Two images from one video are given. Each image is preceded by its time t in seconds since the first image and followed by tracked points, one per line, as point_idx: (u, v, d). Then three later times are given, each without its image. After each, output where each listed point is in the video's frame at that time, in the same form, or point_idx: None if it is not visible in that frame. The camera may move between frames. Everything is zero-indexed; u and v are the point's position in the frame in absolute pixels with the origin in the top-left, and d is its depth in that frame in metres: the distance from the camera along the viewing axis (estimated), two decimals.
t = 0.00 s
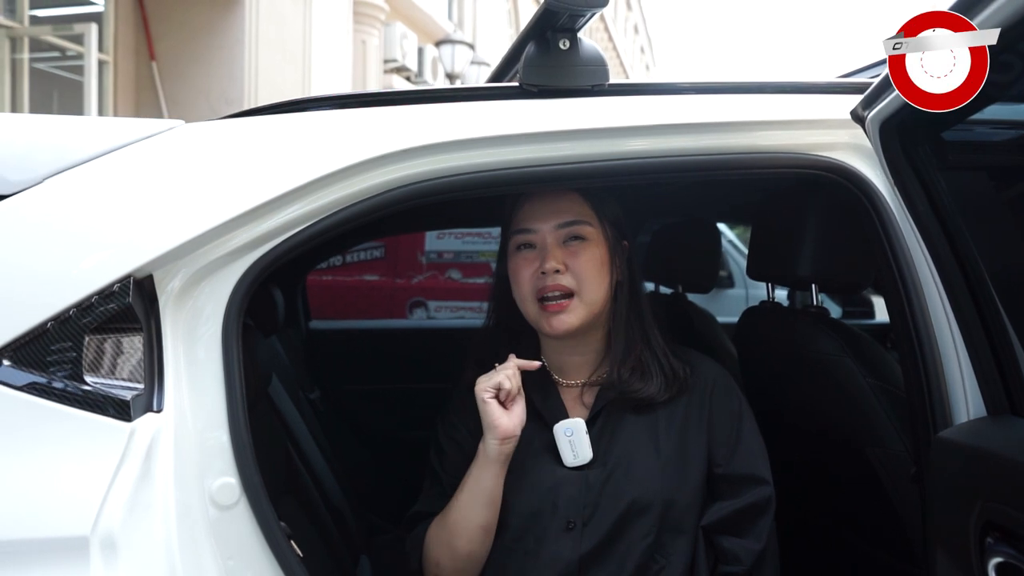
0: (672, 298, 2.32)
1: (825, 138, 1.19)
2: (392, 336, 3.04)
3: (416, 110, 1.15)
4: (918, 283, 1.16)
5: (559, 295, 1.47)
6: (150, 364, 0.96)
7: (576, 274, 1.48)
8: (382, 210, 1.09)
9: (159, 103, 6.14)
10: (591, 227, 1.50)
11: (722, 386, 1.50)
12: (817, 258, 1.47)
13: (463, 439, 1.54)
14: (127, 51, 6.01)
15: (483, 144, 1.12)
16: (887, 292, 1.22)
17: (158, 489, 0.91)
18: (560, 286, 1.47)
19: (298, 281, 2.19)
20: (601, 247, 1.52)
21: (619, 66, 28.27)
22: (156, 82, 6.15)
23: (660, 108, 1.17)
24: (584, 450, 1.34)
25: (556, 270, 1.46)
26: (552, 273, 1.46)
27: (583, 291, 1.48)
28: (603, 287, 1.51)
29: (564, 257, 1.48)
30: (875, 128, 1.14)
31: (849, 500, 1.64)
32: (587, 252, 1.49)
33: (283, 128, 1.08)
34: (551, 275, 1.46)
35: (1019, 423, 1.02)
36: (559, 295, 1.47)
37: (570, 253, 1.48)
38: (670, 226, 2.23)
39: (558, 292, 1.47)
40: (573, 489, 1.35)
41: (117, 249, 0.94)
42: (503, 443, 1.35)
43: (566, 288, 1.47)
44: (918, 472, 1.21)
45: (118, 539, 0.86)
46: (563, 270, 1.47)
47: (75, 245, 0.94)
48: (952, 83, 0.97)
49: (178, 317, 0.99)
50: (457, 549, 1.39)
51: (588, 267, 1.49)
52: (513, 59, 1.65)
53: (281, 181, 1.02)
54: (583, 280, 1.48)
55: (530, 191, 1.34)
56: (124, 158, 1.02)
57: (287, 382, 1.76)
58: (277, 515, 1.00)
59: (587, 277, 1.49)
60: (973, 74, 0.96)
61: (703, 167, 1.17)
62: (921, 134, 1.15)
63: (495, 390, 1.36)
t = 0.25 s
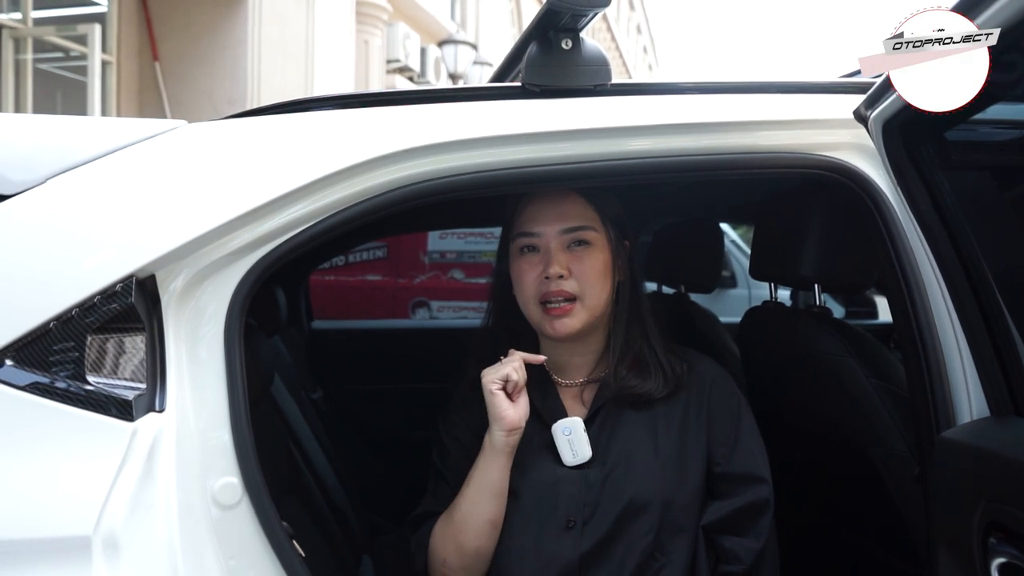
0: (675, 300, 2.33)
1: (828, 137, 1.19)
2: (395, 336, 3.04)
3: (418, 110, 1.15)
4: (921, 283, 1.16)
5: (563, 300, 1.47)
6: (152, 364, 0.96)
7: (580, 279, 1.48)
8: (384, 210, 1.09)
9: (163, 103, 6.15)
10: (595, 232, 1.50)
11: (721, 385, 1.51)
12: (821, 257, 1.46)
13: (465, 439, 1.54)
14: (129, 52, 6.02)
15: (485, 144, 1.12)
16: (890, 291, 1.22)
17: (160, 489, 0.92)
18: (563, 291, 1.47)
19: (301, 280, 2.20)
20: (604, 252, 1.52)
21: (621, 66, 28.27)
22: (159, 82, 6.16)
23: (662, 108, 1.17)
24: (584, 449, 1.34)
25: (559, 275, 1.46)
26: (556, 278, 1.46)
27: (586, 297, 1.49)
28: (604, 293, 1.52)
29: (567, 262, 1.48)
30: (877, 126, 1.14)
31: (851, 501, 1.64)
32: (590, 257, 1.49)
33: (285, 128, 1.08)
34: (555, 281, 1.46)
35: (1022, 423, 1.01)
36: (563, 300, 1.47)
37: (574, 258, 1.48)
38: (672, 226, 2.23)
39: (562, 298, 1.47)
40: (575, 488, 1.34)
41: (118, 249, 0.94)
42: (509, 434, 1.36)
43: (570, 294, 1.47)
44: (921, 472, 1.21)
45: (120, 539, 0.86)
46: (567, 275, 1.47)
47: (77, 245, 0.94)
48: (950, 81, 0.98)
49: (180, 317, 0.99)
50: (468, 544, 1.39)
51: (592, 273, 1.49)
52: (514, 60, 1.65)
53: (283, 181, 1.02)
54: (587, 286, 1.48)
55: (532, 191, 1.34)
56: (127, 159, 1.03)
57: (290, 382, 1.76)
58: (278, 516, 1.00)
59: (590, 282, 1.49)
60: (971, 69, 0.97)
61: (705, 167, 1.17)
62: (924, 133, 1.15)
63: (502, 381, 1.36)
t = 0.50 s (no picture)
0: (676, 300, 2.34)
1: (829, 136, 1.18)
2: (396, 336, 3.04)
3: (417, 109, 1.15)
4: (922, 282, 1.16)
5: (560, 301, 1.47)
6: (152, 363, 0.96)
7: (578, 280, 1.48)
8: (384, 209, 1.09)
9: (165, 103, 6.15)
10: (592, 232, 1.50)
11: (719, 382, 1.51)
12: (822, 256, 1.46)
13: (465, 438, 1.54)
14: (132, 52, 6.02)
15: (484, 142, 1.11)
16: (892, 290, 1.22)
17: (160, 488, 0.91)
18: (561, 292, 1.47)
19: (302, 280, 2.19)
20: (601, 251, 1.52)
21: (623, 66, 28.26)
22: (162, 82, 6.16)
23: (663, 107, 1.17)
24: (581, 446, 1.34)
25: (557, 276, 1.46)
26: (554, 279, 1.46)
27: (584, 297, 1.49)
28: (602, 292, 1.52)
29: (565, 263, 1.48)
30: (877, 125, 1.14)
31: (852, 500, 1.64)
32: (588, 258, 1.49)
33: (285, 127, 1.08)
34: (553, 282, 1.46)
35: None
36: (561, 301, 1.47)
37: (571, 258, 1.48)
38: (674, 225, 2.22)
39: (560, 299, 1.47)
40: (575, 487, 1.34)
41: (117, 249, 0.94)
42: (488, 404, 1.40)
43: (568, 294, 1.47)
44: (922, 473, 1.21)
45: (120, 539, 0.86)
46: (564, 277, 1.47)
47: (77, 244, 0.94)
48: (950, 80, 0.97)
49: (180, 316, 0.99)
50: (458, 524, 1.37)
51: (589, 273, 1.49)
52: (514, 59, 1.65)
53: (283, 180, 1.02)
54: (584, 287, 1.49)
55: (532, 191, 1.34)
56: (126, 158, 1.02)
57: (291, 382, 1.76)
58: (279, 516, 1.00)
59: (588, 283, 1.49)
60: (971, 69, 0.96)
61: (706, 166, 1.16)
62: (926, 132, 1.14)
63: (480, 354, 1.42)
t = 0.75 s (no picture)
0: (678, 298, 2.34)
1: (829, 135, 1.18)
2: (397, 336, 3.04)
3: (416, 109, 1.14)
4: (923, 281, 1.15)
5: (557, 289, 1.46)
6: (150, 362, 0.96)
7: (575, 270, 1.47)
8: (381, 208, 1.09)
9: (167, 103, 6.15)
10: (589, 224, 1.51)
11: (716, 381, 1.51)
12: (822, 256, 1.45)
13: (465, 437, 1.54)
14: (134, 52, 6.02)
15: (483, 141, 1.11)
16: (892, 290, 1.21)
17: (158, 488, 0.91)
18: (558, 281, 1.46)
19: (302, 280, 2.19)
20: (599, 245, 1.52)
21: (625, 65, 28.27)
22: (164, 83, 6.16)
23: (662, 106, 1.16)
24: (577, 443, 1.35)
25: (554, 265, 1.46)
26: (550, 267, 1.46)
27: (580, 287, 1.48)
28: (599, 285, 1.51)
29: (563, 253, 1.48)
30: (877, 122, 1.13)
31: (852, 500, 1.64)
32: (585, 249, 1.49)
33: (283, 127, 1.08)
34: (549, 270, 1.46)
35: None
36: (557, 289, 1.46)
37: (569, 249, 1.48)
38: (675, 225, 2.22)
39: (556, 287, 1.46)
40: (574, 487, 1.34)
41: (116, 248, 0.94)
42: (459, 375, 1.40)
43: (564, 283, 1.46)
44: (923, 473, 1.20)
45: (118, 538, 0.86)
46: (561, 265, 1.47)
47: (75, 244, 0.93)
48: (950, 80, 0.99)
49: (178, 316, 0.99)
50: (422, 489, 1.37)
51: (587, 264, 1.49)
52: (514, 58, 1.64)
53: (281, 179, 1.01)
54: (581, 277, 1.48)
55: (532, 190, 1.34)
56: (124, 157, 1.02)
57: (291, 381, 1.76)
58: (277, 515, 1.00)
59: (584, 274, 1.49)
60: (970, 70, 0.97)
61: (706, 165, 1.16)
62: (926, 131, 1.15)
63: (480, 338, 1.35)
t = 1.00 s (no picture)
0: (677, 297, 2.34)
1: (829, 134, 1.17)
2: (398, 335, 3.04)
3: (414, 108, 1.14)
4: (923, 280, 1.14)
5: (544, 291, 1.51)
6: (146, 361, 0.95)
7: (560, 271, 1.51)
8: (379, 207, 1.09)
9: (167, 102, 6.15)
10: (574, 225, 1.54)
11: (716, 379, 1.50)
12: (822, 255, 1.45)
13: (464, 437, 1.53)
14: (134, 52, 6.02)
15: (481, 140, 1.11)
16: (892, 289, 1.21)
17: (155, 487, 0.91)
18: (544, 282, 1.50)
19: (302, 279, 2.19)
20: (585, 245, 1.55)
21: (626, 65, 28.26)
22: (164, 82, 6.16)
23: (661, 105, 1.16)
24: (577, 440, 1.34)
25: (539, 267, 1.50)
26: (536, 270, 1.50)
27: (567, 287, 1.51)
28: (587, 284, 1.54)
29: (548, 255, 1.52)
30: (877, 121, 1.14)
31: (852, 499, 1.63)
32: (570, 250, 1.53)
33: (280, 125, 1.08)
34: (534, 273, 1.50)
35: None
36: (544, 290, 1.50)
37: (554, 251, 1.52)
38: (675, 224, 2.20)
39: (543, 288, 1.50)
40: (573, 486, 1.34)
41: (114, 246, 0.93)
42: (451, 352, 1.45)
43: (550, 285, 1.50)
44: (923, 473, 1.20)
45: (114, 537, 0.86)
46: (547, 268, 1.51)
47: (73, 242, 0.93)
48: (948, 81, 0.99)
49: (175, 315, 0.99)
50: (429, 455, 1.39)
51: (572, 265, 1.52)
52: (513, 57, 1.64)
53: (279, 178, 1.01)
54: (567, 277, 1.51)
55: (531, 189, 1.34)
56: (121, 156, 1.02)
57: (290, 381, 1.75)
58: (274, 515, 0.99)
59: (570, 274, 1.52)
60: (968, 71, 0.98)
61: (707, 164, 1.16)
62: (926, 129, 1.15)
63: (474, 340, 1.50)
